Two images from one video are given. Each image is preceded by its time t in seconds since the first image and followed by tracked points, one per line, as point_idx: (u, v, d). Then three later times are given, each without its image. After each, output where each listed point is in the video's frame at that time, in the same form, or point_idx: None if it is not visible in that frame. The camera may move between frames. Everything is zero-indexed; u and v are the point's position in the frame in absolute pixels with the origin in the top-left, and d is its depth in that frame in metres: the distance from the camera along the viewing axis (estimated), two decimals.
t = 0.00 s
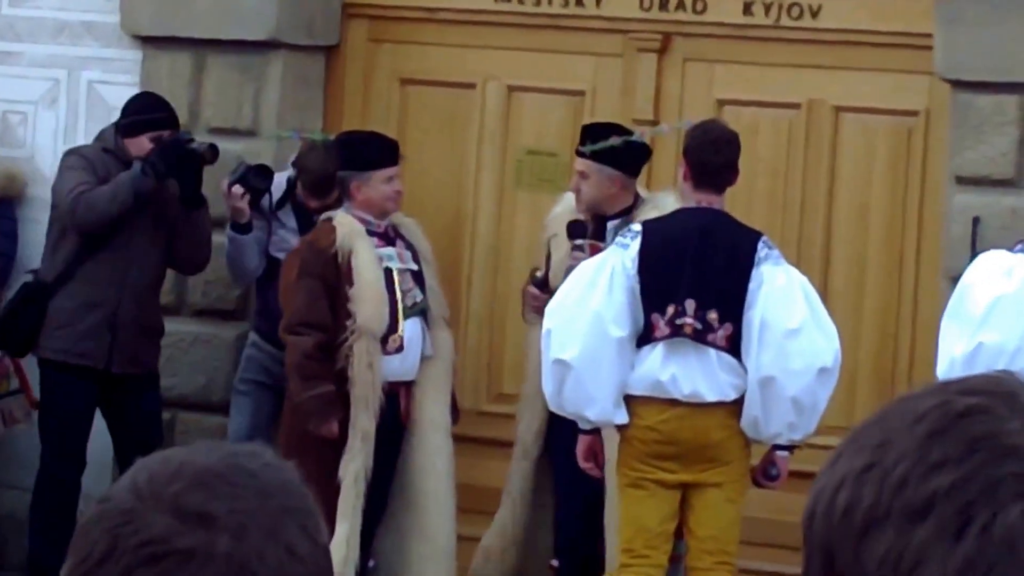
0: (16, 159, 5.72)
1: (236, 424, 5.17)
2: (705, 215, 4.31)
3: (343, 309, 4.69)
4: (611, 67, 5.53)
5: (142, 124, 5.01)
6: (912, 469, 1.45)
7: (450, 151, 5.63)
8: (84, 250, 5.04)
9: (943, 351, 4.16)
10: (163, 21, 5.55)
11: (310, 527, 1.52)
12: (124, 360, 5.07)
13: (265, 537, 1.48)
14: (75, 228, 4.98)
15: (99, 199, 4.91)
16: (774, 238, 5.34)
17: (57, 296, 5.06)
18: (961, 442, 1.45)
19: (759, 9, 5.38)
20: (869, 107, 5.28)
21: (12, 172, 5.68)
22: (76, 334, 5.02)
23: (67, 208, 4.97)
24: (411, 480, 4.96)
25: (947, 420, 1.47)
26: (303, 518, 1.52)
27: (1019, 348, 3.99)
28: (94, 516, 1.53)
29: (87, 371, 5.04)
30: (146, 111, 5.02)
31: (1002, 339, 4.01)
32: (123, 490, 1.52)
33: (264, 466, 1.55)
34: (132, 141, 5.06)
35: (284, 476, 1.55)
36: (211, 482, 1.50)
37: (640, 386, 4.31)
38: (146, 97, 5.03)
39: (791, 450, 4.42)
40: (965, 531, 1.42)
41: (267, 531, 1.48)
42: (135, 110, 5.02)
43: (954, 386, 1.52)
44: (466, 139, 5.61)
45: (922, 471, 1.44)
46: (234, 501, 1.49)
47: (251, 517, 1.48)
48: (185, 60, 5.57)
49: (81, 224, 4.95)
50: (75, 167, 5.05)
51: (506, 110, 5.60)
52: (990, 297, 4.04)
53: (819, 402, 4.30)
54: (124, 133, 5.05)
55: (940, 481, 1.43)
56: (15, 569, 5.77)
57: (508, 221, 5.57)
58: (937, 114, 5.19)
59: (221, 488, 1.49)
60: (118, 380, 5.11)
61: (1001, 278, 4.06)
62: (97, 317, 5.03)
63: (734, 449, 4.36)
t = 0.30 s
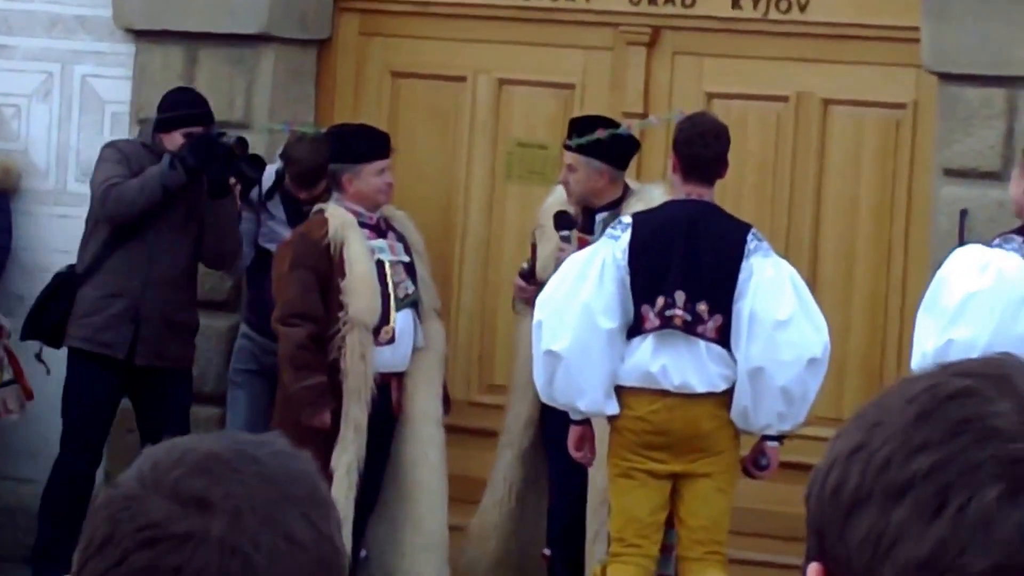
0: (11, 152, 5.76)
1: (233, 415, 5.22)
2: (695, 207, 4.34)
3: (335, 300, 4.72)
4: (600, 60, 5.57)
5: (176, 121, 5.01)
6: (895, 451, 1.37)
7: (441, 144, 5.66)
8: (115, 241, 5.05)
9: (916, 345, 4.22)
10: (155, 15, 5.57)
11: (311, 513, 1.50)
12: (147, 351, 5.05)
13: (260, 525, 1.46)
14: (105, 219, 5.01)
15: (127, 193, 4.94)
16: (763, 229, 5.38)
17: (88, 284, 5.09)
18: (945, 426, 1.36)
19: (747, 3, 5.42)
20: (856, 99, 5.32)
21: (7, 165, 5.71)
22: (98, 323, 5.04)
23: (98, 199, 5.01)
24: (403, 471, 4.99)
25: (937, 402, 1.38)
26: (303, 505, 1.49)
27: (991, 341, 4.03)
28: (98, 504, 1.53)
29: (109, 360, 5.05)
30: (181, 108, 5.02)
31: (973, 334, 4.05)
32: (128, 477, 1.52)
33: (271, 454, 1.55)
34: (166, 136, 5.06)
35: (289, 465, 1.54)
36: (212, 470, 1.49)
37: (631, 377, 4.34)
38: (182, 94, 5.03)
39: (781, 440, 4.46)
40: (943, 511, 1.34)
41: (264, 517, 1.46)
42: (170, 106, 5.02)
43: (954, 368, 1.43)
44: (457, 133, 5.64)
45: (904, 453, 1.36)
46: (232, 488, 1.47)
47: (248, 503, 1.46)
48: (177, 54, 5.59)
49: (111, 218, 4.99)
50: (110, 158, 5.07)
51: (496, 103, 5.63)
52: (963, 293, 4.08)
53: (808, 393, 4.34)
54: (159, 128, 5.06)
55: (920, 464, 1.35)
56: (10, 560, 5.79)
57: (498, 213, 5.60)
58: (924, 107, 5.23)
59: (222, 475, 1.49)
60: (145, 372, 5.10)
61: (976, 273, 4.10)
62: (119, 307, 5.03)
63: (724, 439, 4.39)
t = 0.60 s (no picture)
0: (5, 147, 5.80)
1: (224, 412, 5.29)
2: (684, 201, 4.39)
3: (327, 293, 4.77)
4: (589, 56, 5.63)
5: (194, 115, 5.05)
6: (889, 441, 1.22)
7: (431, 139, 5.71)
8: (127, 230, 5.10)
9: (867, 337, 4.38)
10: (148, 11, 5.62)
11: (279, 486, 1.25)
12: (156, 340, 5.10)
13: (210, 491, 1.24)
14: (119, 208, 5.06)
15: (140, 183, 4.99)
16: (750, 223, 5.44)
17: (99, 271, 5.14)
18: (943, 415, 1.20)
19: None
20: (841, 95, 5.38)
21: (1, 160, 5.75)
22: (108, 312, 5.09)
23: (112, 187, 5.05)
24: (394, 462, 5.04)
25: (937, 390, 1.23)
26: (277, 478, 1.26)
27: (940, 339, 4.21)
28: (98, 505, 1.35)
29: (118, 348, 5.10)
30: (199, 102, 5.06)
31: (925, 330, 4.23)
32: (111, 492, 1.32)
33: (248, 482, 1.25)
34: (186, 130, 5.10)
35: (294, 452, 1.31)
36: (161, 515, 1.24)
37: (619, 369, 4.40)
38: (201, 89, 5.07)
39: (767, 431, 4.53)
40: (930, 505, 1.19)
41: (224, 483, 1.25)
42: (191, 101, 5.06)
43: (965, 356, 1.28)
44: (447, 128, 5.70)
45: (898, 442, 1.21)
46: (182, 462, 1.28)
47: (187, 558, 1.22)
48: (170, 50, 5.64)
49: (123, 207, 5.04)
50: (127, 147, 5.12)
51: (486, 98, 5.69)
52: (915, 289, 4.25)
53: (795, 385, 4.41)
54: (178, 121, 5.10)
55: (912, 455, 1.20)
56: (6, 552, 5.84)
57: (488, 207, 5.66)
58: (909, 102, 5.29)
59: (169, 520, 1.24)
60: (156, 359, 5.17)
61: (929, 269, 4.26)
62: (128, 296, 5.08)
63: (711, 430, 4.44)
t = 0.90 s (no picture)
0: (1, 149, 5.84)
1: (222, 412, 5.34)
2: (675, 202, 4.44)
3: (322, 293, 4.81)
4: (580, 58, 5.68)
5: (185, 117, 5.09)
6: (893, 443, 1.16)
7: (425, 140, 5.76)
8: (125, 232, 5.14)
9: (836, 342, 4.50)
10: (144, 13, 5.65)
11: (219, 489, 1.23)
12: (154, 341, 5.13)
13: (152, 495, 1.24)
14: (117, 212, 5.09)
15: (138, 188, 5.02)
16: (741, 224, 5.49)
17: (97, 274, 5.18)
18: (946, 417, 1.15)
19: (723, 2, 5.54)
20: (831, 96, 5.43)
21: None
22: (107, 314, 5.12)
23: (109, 191, 5.08)
24: (389, 460, 5.08)
25: (941, 393, 1.16)
26: (223, 482, 1.24)
27: (903, 342, 4.33)
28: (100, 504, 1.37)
29: (117, 350, 5.14)
30: (191, 104, 5.10)
31: (888, 334, 4.34)
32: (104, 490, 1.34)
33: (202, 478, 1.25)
34: (179, 129, 5.13)
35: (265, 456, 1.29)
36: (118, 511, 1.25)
37: (611, 368, 4.45)
38: (191, 90, 5.11)
39: (757, 430, 4.57)
40: (934, 509, 1.13)
41: (169, 484, 1.24)
42: (182, 101, 5.10)
43: (975, 359, 1.21)
44: (440, 129, 5.74)
45: (901, 444, 1.15)
46: (155, 464, 1.28)
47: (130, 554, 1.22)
48: (165, 52, 5.67)
49: (121, 210, 5.08)
50: (121, 150, 5.15)
51: (479, 100, 5.73)
52: (877, 293, 4.37)
53: (784, 384, 4.46)
54: (171, 122, 5.13)
55: (915, 459, 1.14)
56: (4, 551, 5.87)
57: (481, 208, 5.71)
58: (898, 103, 5.33)
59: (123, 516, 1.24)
60: (154, 360, 5.19)
61: (890, 272, 4.37)
62: (128, 298, 5.12)
63: (703, 429, 4.48)
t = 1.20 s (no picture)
0: None
1: (219, 415, 5.42)
2: (661, 207, 4.52)
3: (315, 297, 4.90)
4: (567, 65, 5.77)
5: (183, 123, 5.17)
6: (889, 454, 1.22)
7: (415, 147, 5.85)
8: (122, 237, 5.21)
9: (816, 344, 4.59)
10: (139, 22, 5.74)
11: (142, 489, 1.32)
12: (151, 345, 5.21)
13: (83, 497, 1.35)
14: (115, 216, 5.16)
15: (134, 192, 5.09)
16: (725, 229, 5.59)
17: (94, 279, 5.24)
18: (941, 428, 1.21)
19: (708, 10, 5.63)
20: (814, 103, 5.52)
21: None
22: (103, 318, 5.19)
23: (107, 196, 5.16)
24: (384, 458, 5.19)
25: (934, 405, 1.23)
26: (148, 481, 1.33)
27: (883, 346, 4.43)
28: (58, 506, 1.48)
29: (113, 353, 5.21)
30: (188, 111, 5.18)
31: (868, 337, 4.44)
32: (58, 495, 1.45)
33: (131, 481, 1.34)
34: (174, 138, 5.21)
35: (192, 452, 1.39)
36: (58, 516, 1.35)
37: (599, 370, 4.54)
38: (189, 98, 5.20)
39: (742, 431, 4.66)
40: (931, 516, 1.19)
41: (99, 487, 1.34)
42: (175, 110, 5.19)
43: (964, 371, 1.28)
44: (430, 136, 5.84)
45: (898, 454, 1.21)
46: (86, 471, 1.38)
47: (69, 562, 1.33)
48: (160, 61, 5.76)
49: (118, 215, 5.15)
50: (119, 157, 5.23)
51: (467, 107, 5.83)
52: (858, 297, 4.47)
53: (767, 386, 4.55)
54: (166, 131, 5.21)
55: (912, 468, 1.20)
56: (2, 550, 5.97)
57: (471, 213, 5.80)
58: (879, 109, 5.43)
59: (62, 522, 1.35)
60: (151, 364, 5.27)
61: (871, 277, 4.48)
62: (124, 301, 5.18)
63: (689, 429, 4.58)
